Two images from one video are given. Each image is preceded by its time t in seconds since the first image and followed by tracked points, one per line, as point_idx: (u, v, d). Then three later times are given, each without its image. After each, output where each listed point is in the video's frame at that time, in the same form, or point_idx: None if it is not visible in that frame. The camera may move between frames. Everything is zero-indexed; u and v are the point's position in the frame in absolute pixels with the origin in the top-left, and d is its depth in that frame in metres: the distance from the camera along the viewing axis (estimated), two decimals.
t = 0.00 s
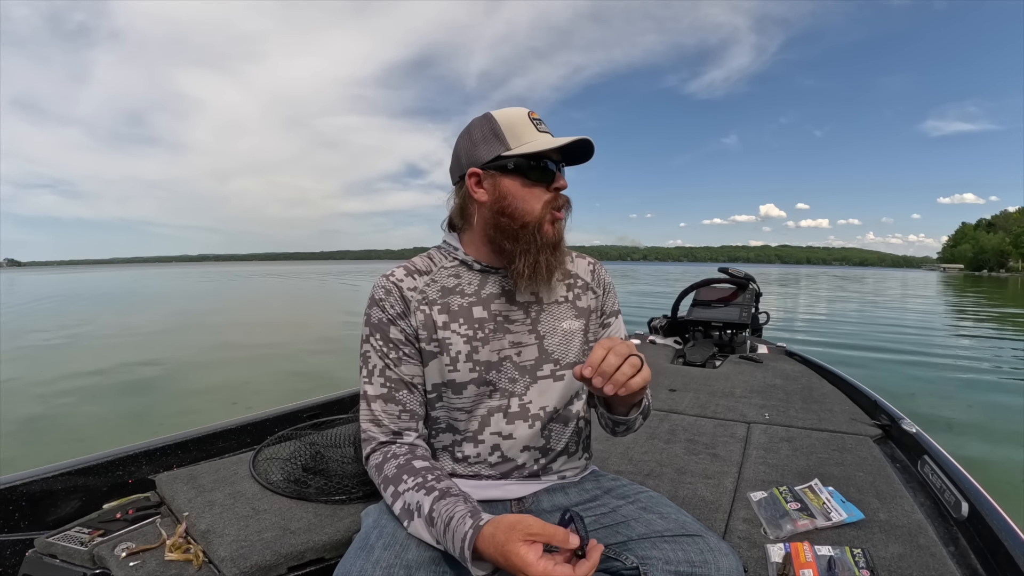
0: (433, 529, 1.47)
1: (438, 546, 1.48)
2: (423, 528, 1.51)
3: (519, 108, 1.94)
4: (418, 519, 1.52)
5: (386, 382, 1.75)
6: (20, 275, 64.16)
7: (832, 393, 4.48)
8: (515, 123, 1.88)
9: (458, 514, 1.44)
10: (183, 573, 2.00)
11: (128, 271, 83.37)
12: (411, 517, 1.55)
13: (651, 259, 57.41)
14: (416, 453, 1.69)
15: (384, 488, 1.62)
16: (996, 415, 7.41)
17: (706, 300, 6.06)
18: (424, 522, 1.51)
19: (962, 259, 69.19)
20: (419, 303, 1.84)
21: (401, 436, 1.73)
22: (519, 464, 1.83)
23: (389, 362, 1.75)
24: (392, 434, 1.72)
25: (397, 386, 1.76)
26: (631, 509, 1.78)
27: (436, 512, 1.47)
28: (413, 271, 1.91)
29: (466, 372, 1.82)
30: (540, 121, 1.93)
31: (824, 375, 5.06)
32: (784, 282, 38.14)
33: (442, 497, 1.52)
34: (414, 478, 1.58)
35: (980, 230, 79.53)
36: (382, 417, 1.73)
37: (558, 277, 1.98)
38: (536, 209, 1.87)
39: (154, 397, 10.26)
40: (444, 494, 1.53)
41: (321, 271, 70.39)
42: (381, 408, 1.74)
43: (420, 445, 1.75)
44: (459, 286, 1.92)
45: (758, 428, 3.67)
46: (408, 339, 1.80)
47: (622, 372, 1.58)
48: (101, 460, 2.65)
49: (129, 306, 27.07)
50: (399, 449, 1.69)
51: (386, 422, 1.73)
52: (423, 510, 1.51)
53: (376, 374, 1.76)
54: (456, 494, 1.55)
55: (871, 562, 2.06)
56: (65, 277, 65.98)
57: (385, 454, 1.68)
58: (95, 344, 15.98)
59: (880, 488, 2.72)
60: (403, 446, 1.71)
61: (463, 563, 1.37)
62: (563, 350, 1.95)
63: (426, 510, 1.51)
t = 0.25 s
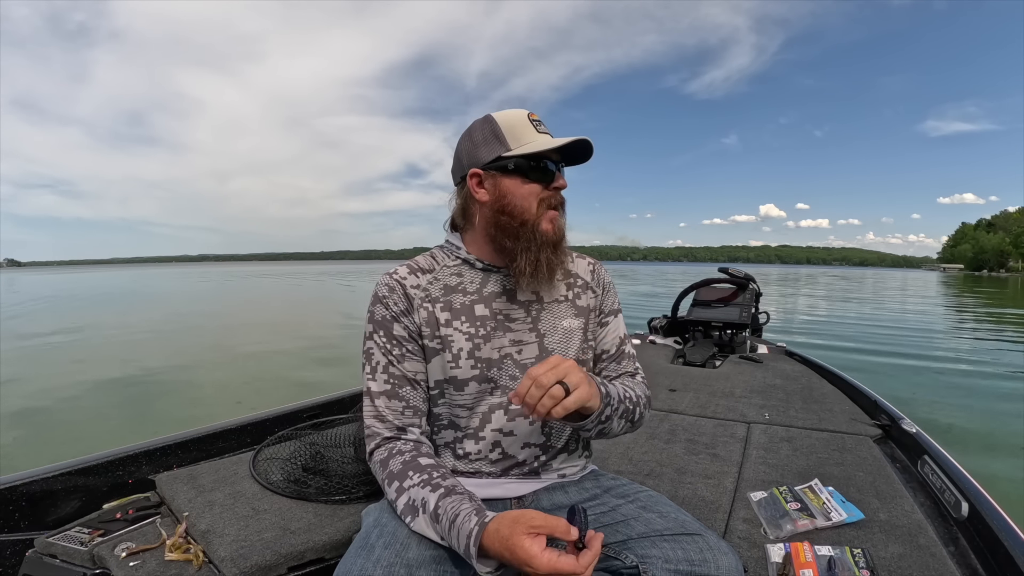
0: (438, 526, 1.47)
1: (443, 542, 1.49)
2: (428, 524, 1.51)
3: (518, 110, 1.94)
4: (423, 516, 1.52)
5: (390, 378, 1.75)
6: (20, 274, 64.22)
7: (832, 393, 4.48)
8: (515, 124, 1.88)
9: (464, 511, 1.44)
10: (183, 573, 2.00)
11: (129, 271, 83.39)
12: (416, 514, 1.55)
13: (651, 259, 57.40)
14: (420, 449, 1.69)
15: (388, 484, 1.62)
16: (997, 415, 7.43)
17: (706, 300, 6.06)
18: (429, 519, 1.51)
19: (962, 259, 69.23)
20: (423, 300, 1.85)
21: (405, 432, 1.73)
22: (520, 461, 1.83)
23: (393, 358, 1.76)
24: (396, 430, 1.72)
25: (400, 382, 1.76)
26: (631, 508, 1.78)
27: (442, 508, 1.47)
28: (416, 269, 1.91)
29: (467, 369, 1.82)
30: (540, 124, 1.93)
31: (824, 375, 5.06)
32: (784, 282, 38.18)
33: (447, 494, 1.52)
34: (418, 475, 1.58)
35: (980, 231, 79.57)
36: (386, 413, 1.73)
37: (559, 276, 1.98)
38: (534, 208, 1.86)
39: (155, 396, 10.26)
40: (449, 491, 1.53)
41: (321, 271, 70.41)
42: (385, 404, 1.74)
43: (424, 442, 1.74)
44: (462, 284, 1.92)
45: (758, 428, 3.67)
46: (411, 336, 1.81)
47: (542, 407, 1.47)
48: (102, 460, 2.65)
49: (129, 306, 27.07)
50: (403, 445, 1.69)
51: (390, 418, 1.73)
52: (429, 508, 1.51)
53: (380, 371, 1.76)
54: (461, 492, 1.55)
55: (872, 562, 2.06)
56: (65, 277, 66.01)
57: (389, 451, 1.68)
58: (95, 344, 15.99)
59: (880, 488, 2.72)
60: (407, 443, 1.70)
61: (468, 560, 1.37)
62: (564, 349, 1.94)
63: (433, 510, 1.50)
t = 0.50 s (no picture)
0: (427, 519, 1.47)
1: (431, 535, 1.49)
2: (418, 518, 1.51)
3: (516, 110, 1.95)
4: (414, 511, 1.52)
5: (388, 374, 1.78)
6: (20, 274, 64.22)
7: (832, 393, 4.47)
8: (511, 123, 1.88)
9: (450, 505, 1.44)
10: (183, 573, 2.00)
11: (129, 271, 83.40)
12: (407, 508, 1.55)
13: (651, 259, 57.39)
14: (416, 446, 1.69)
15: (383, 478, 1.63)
16: (997, 415, 7.43)
17: (707, 300, 6.06)
18: (419, 514, 1.50)
19: (961, 259, 69.26)
20: (422, 298, 1.87)
21: (401, 428, 1.73)
22: (518, 460, 1.83)
23: (391, 355, 1.79)
24: (393, 426, 1.73)
25: (398, 378, 1.78)
26: (631, 508, 1.78)
27: (430, 502, 1.47)
28: (418, 267, 1.94)
29: (465, 367, 1.82)
30: (537, 121, 1.92)
31: (824, 375, 5.06)
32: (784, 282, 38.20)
33: (437, 489, 1.51)
34: (411, 470, 1.58)
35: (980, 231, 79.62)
36: (383, 409, 1.74)
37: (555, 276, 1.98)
38: (524, 206, 1.86)
39: (155, 396, 10.26)
40: (439, 486, 1.53)
41: (321, 271, 70.42)
42: (383, 400, 1.75)
43: (421, 438, 1.74)
44: (461, 283, 1.93)
45: (758, 428, 3.67)
46: (410, 333, 1.83)
47: (520, 366, 1.42)
48: (102, 460, 2.65)
49: (129, 306, 27.07)
50: (400, 441, 1.69)
51: (388, 413, 1.74)
52: (417, 501, 1.51)
53: (378, 367, 1.78)
54: (451, 487, 1.55)
55: (871, 562, 2.06)
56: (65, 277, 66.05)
57: (386, 445, 1.68)
58: (96, 344, 16.01)
59: (880, 489, 2.72)
60: (404, 438, 1.71)
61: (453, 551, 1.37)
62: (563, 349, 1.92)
63: (422, 502, 1.50)
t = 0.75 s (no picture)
0: (405, 482, 1.54)
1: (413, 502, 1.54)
2: (399, 486, 1.58)
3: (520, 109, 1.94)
4: (395, 479, 1.59)
5: (381, 369, 1.81)
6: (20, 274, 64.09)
7: (832, 393, 4.48)
8: (511, 122, 1.88)
9: (427, 464, 1.53)
10: (183, 573, 1.99)
11: (129, 271, 83.38)
12: (389, 478, 1.62)
13: (651, 259, 57.39)
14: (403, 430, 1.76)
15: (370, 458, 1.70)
16: (996, 415, 7.44)
17: (707, 300, 6.06)
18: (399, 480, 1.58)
19: (962, 259, 69.27)
20: (419, 294, 1.88)
21: (391, 419, 1.79)
22: (519, 458, 1.82)
23: (385, 350, 1.81)
24: (383, 417, 1.79)
25: (390, 373, 1.81)
26: (631, 509, 1.78)
27: (409, 465, 1.56)
28: (419, 263, 1.96)
29: (463, 364, 1.82)
30: (540, 120, 1.90)
31: (824, 375, 5.06)
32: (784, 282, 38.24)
33: (416, 455, 1.60)
34: (395, 446, 1.65)
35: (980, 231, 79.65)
36: (374, 402, 1.79)
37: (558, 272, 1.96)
38: (520, 202, 1.86)
39: (155, 396, 10.26)
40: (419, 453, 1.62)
41: (321, 271, 70.41)
42: (374, 393, 1.80)
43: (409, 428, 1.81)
44: (461, 279, 1.93)
45: (758, 428, 3.67)
46: (405, 328, 1.85)
47: (560, 302, 1.46)
48: (102, 460, 2.65)
49: (129, 306, 27.06)
50: (388, 426, 1.75)
51: (378, 406, 1.79)
52: (399, 468, 1.58)
53: (372, 361, 1.82)
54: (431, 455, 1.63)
55: (871, 562, 2.06)
56: (66, 276, 66.05)
57: (373, 430, 1.76)
58: (97, 344, 16.00)
59: (880, 488, 2.72)
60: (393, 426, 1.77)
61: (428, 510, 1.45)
62: (565, 347, 1.89)
63: (402, 468, 1.58)
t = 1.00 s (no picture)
0: (417, 404, 1.56)
1: (432, 414, 1.53)
2: (410, 420, 1.57)
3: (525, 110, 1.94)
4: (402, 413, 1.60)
5: (375, 359, 1.79)
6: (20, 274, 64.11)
7: (832, 393, 4.48)
8: (510, 123, 1.89)
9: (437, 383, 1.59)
10: (183, 573, 1.99)
11: (129, 271, 83.35)
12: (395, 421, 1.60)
13: (651, 259, 57.35)
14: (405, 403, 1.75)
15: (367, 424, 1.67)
16: (996, 415, 7.44)
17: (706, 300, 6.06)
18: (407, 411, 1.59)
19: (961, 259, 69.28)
20: (416, 286, 1.87)
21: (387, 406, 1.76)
22: (515, 456, 1.83)
23: (381, 340, 1.79)
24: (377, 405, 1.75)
25: (385, 363, 1.79)
26: (632, 509, 1.78)
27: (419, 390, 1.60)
28: (417, 256, 1.96)
29: (458, 358, 1.82)
30: (543, 123, 1.89)
31: (825, 375, 5.06)
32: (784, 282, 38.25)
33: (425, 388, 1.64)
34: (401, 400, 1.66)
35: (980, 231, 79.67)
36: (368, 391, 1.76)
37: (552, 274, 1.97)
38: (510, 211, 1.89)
39: (155, 397, 10.25)
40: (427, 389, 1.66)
41: (321, 271, 70.39)
42: (368, 382, 1.77)
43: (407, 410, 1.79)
44: (458, 274, 1.93)
45: (758, 428, 3.67)
46: (401, 319, 1.83)
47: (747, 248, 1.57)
48: (102, 460, 2.66)
49: (129, 306, 27.05)
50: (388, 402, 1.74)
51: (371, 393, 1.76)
52: (409, 398, 1.61)
53: (367, 350, 1.80)
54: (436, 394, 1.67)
55: (871, 562, 2.06)
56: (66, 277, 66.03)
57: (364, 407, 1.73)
58: (96, 344, 15.99)
59: (880, 488, 2.72)
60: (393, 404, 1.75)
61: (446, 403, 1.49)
62: (558, 347, 1.93)
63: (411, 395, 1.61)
